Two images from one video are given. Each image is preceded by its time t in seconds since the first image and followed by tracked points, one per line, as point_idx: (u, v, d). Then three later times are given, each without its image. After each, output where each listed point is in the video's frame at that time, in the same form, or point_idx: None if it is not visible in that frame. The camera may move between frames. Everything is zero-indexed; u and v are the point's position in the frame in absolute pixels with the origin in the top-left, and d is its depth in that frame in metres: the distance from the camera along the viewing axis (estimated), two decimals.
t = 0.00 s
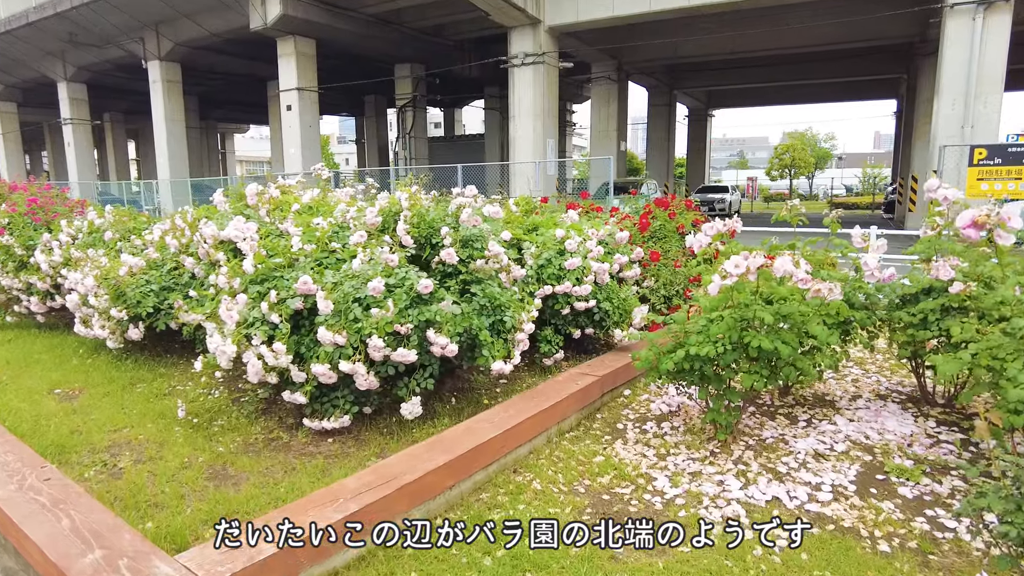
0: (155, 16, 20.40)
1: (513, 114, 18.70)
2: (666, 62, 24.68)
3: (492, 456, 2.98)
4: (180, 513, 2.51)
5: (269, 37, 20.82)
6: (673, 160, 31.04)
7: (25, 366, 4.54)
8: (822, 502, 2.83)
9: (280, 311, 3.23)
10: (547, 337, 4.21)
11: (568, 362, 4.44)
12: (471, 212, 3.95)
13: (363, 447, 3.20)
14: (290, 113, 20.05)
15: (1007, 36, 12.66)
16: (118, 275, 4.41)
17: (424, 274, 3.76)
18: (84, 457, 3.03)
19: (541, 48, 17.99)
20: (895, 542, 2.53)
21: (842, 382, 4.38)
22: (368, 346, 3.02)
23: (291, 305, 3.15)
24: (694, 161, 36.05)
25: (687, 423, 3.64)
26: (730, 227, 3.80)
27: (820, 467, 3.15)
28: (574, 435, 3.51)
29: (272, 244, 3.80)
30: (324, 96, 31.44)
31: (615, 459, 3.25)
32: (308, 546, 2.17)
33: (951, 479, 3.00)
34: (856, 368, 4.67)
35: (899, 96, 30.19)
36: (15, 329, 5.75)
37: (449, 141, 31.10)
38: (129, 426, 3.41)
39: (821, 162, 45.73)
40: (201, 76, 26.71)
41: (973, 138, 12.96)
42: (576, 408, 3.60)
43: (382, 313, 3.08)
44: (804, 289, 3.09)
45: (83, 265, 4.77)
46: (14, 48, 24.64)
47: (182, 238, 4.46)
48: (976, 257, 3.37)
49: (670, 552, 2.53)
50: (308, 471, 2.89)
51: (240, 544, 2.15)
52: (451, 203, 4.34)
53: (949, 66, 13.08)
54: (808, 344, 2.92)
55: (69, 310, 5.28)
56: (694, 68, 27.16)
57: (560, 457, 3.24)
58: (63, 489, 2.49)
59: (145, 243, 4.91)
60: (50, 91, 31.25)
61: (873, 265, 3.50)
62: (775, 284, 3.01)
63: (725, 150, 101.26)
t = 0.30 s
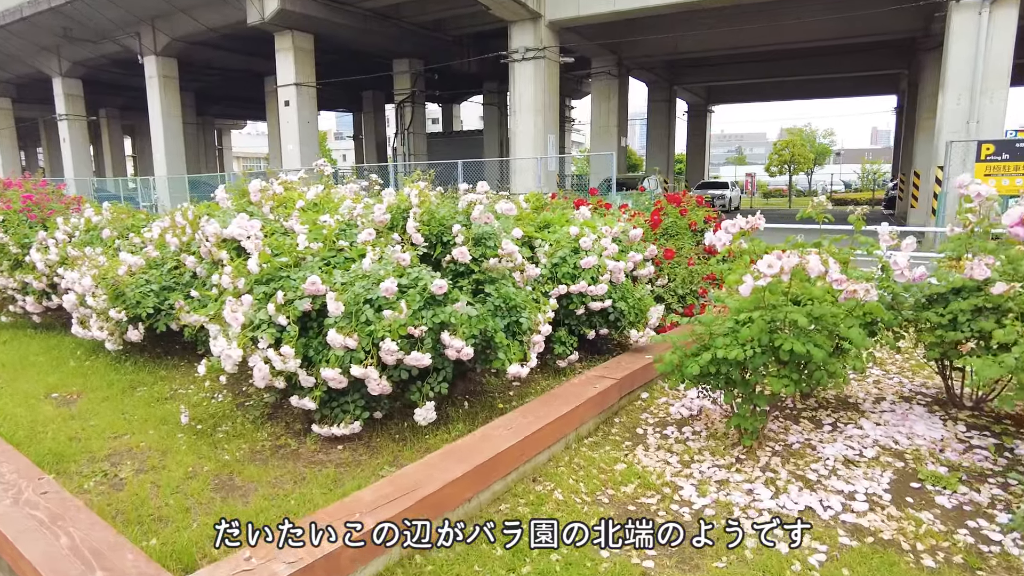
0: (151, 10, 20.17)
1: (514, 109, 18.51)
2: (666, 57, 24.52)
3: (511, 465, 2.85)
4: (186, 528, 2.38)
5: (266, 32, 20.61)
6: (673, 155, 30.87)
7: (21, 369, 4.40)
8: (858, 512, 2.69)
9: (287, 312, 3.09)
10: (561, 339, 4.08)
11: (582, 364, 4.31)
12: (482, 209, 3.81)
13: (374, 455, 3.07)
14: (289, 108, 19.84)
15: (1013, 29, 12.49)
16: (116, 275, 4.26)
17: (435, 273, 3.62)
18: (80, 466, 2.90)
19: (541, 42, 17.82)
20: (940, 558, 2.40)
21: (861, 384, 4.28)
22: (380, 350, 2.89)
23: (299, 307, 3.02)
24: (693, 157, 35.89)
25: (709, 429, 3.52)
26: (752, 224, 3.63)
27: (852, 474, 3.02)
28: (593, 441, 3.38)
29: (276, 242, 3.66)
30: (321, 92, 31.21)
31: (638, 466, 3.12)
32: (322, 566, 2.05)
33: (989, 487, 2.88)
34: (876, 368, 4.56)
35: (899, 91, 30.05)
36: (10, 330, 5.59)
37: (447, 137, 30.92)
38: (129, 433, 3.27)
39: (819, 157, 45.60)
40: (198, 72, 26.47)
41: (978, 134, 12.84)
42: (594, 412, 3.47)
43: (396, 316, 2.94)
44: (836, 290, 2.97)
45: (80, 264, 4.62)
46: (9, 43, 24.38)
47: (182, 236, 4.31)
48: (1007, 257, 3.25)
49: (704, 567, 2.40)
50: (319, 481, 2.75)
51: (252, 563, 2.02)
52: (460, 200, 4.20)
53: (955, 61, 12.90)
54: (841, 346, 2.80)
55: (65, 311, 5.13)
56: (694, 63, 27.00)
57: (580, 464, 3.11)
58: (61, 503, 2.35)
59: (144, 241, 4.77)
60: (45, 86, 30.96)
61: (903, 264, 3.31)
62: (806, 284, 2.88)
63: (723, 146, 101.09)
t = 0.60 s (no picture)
0: (149, 5, 19.97)
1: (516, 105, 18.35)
2: (667, 53, 24.36)
3: (536, 473, 2.74)
4: (199, 543, 2.26)
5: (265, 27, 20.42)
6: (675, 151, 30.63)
7: (22, 370, 4.27)
8: (899, 522, 2.59)
9: (301, 314, 2.97)
10: (579, 339, 3.97)
11: (599, 365, 4.19)
12: (499, 206, 3.69)
13: (391, 461, 2.95)
14: (288, 104, 19.65)
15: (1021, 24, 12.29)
16: (119, 273, 4.14)
17: (451, 272, 3.50)
18: (87, 474, 2.79)
19: (544, 37, 17.68)
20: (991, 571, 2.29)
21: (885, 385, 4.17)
22: (399, 352, 2.77)
23: (313, 308, 2.91)
24: (694, 153, 35.74)
25: (736, 434, 3.41)
26: (779, 222, 3.50)
27: (886, 480, 2.92)
28: (617, 446, 3.27)
29: (286, 240, 3.54)
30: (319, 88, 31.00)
31: (664, 473, 3.01)
32: None
33: None
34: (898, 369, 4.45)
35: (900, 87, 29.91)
36: (10, 329, 5.46)
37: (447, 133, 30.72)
38: (137, 438, 3.16)
39: (820, 154, 45.43)
40: (196, 67, 26.27)
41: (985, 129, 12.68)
42: (617, 417, 3.36)
43: (415, 317, 2.83)
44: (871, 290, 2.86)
45: (82, 263, 4.49)
46: (5, 39, 24.15)
47: (187, 233, 4.19)
48: None
49: None
50: (336, 490, 2.64)
51: None
52: (473, 195, 4.07)
53: (961, 56, 12.71)
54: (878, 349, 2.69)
55: (66, 310, 5.00)
56: (695, 59, 26.85)
57: (605, 471, 3.00)
58: (67, 516, 2.23)
59: (148, 239, 4.65)
60: (42, 82, 30.72)
61: (936, 263, 3.13)
62: (843, 284, 2.77)
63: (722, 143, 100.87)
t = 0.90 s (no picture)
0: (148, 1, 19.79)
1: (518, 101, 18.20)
2: (669, 50, 24.23)
3: (567, 483, 2.63)
4: (219, 560, 2.15)
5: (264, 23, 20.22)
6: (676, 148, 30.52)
7: (25, 373, 4.15)
8: (947, 534, 2.48)
9: (319, 316, 2.85)
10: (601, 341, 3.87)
11: (618, 367, 4.08)
12: (519, 204, 3.57)
13: (413, 469, 2.84)
14: (288, 100, 19.47)
15: None
16: (127, 272, 4.02)
17: (471, 273, 3.39)
18: (98, 483, 2.68)
19: (547, 34, 17.54)
20: None
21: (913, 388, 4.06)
22: (423, 357, 2.65)
23: (332, 310, 2.80)
24: (695, 150, 35.61)
25: (766, 439, 3.30)
26: (809, 221, 3.39)
27: (927, 488, 2.82)
28: (644, 453, 3.16)
29: (300, 239, 3.43)
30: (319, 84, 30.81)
31: (696, 482, 2.90)
32: None
33: None
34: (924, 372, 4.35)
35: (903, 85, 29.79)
36: (11, 329, 5.33)
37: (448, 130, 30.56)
38: (147, 445, 3.04)
39: (820, 151, 45.29)
40: (195, 64, 26.07)
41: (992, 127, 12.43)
42: (643, 422, 3.25)
43: (439, 321, 2.71)
44: (914, 292, 2.75)
45: (86, 261, 4.36)
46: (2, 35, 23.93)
47: (196, 232, 4.07)
48: None
49: None
50: (360, 501, 2.53)
51: None
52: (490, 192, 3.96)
53: (969, 53, 12.43)
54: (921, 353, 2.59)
55: (70, 309, 4.87)
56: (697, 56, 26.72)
57: (635, 479, 2.89)
58: (81, 532, 2.11)
59: (153, 237, 4.54)
60: (39, 79, 30.47)
61: (974, 262, 3.01)
62: (885, 286, 2.67)
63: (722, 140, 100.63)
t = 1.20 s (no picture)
0: None
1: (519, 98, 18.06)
2: (670, 47, 24.11)
3: (599, 492, 2.53)
4: None
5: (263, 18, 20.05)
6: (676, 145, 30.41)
7: (27, 375, 4.02)
8: (997, 547, 2.39)
9: (338, 319, 2.75)
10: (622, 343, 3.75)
11: (638, 370, 3.98)
12: (539, 202, 3.45)
13: (436, 479, 2.73)
14: (286, 97, 19.27)
15: None
16: (133, 272, 3.90)
17: (492, 273, 3.27)
18: (108, 493, 2.57)
19: (548, 30, 17.39)
20: None
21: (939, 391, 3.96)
22: (448, 362, 2.54)
23: (352, 312, 2.69)
24: (694, 148, 35.51)
25: (796, 445, 3.20)
26: (839, 220, 3.24)
27: (970, 498, 2.71)
28: (673, 460, 3.06)
29: (315, 238, 3.31)
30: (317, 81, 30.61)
31: (728, 490, 2.80)
32: None
33: None
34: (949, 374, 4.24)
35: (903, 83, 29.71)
36: (11, 330, 5.20)
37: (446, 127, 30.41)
38: (157, 452, 2.93)
39: (819, 149, 45.22)
40: (192, 60, 25.86)
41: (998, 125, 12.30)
42: (671, 429, 3.14)
43: (464, 324, 2.60)
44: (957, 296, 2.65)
45: (91, 261, 4.24)
46: None
47: (204, 230, 3.95)
48: None
49: None
50: (384, 513, 2.43)
51: None
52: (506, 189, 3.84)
53: (975, 50, 12.32)
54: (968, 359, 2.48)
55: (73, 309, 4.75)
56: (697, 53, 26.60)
57: (665, 487, 2.79)
58: (95, 549, 2.00)
59: (158, 236, 4.41)
60: (35, 75, 30.23)
61: (1014, 263, 2.70)
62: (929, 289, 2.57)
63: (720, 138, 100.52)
